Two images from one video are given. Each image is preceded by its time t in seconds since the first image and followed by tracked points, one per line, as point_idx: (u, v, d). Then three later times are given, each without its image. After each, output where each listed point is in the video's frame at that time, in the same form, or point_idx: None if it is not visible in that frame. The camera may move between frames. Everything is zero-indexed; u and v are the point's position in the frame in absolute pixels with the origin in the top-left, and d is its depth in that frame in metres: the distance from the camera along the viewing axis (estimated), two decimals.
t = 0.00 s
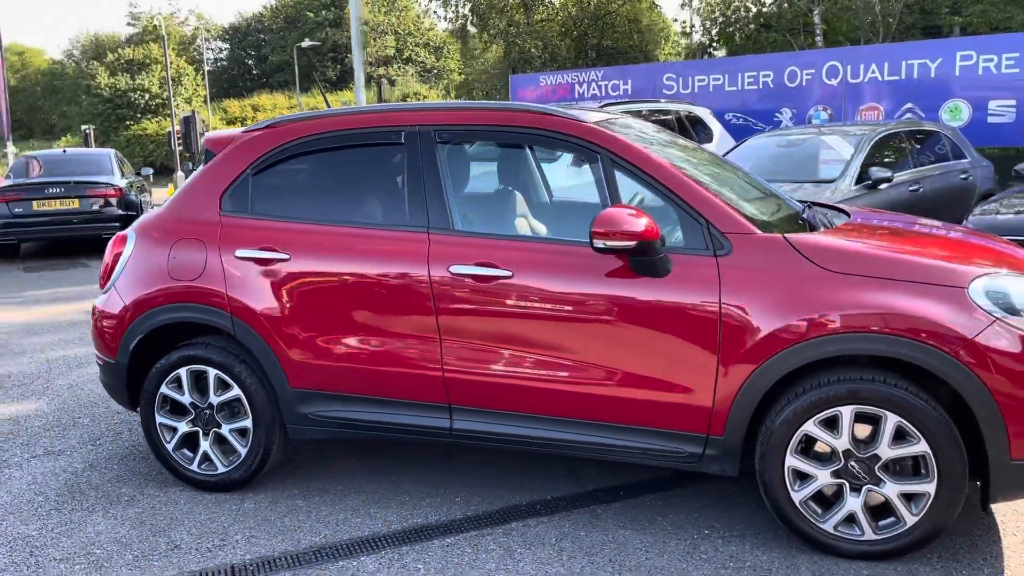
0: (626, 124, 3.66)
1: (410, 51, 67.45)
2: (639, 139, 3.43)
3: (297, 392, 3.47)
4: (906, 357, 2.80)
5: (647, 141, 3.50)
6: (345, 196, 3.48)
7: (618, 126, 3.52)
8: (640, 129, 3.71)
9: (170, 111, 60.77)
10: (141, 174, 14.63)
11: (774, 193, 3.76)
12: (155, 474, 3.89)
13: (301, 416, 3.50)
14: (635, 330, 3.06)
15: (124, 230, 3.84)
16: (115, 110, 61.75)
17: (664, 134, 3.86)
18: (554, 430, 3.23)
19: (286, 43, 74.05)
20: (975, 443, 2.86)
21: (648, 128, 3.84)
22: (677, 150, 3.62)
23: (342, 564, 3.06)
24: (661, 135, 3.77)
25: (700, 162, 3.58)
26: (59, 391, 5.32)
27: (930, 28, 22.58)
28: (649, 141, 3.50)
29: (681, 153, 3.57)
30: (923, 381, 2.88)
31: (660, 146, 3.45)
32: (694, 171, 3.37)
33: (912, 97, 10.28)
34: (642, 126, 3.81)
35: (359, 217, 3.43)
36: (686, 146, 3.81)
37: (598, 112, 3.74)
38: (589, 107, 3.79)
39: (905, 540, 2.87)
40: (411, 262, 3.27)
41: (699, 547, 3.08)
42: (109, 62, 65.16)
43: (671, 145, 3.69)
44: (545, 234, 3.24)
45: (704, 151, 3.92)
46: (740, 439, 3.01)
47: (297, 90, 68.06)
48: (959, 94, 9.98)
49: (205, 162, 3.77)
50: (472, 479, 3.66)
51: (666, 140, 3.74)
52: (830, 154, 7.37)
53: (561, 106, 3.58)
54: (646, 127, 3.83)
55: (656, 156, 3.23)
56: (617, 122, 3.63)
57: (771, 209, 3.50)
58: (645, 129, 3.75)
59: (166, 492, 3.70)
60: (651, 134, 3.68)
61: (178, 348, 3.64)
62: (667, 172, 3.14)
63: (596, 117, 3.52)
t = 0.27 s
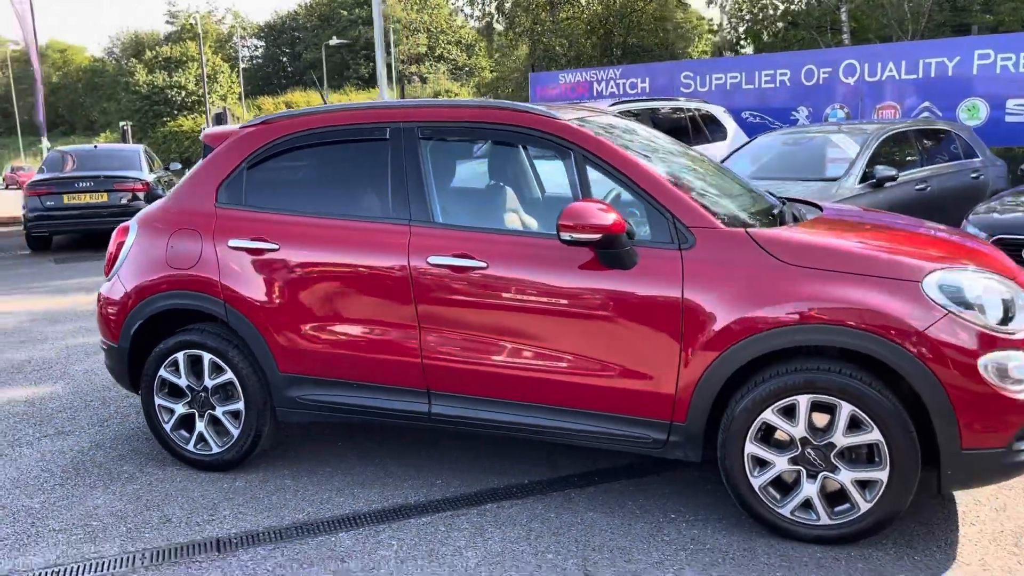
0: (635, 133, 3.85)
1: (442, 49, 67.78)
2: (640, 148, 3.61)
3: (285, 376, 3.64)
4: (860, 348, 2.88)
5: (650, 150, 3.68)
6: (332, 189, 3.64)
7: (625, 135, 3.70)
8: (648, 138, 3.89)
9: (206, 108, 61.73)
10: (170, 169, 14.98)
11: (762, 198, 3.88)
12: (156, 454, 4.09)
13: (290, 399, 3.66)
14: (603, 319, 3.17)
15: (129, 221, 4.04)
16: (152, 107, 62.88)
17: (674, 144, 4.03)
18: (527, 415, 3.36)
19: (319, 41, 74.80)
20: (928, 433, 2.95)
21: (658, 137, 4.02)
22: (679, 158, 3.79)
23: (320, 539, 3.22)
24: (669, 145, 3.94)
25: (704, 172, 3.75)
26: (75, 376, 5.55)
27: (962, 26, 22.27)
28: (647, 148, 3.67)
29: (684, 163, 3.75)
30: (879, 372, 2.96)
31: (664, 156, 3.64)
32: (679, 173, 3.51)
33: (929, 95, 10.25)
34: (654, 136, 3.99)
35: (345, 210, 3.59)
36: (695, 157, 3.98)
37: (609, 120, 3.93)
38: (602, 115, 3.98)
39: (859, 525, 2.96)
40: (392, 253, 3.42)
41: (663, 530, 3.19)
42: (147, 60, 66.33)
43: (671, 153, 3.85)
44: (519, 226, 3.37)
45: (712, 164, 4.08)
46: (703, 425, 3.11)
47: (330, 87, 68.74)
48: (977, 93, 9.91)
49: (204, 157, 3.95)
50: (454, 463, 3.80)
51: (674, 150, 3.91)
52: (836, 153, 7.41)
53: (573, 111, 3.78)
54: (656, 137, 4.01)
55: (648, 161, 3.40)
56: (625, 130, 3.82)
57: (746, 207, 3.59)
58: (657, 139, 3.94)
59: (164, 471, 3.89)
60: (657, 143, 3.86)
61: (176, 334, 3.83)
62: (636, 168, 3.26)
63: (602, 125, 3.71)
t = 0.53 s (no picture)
0: (639, 145, 4.05)
1: (472, 47, 68.11)
2: (640, 159, 3.81)
3: (280, 365, 3.84)
4: (815, 344, 3.01)
5: (652, 163, 3.88)
6: (326, 187, 3.82)
7: (625, 145, 3.92)
8: (654, 150, 4.10)
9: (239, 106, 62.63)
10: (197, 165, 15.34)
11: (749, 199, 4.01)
12: (162, 437, 4.31)
13: (285, 386, 3.86)
14: (575, 313, 3.33)
15: (137, 217, 4.27)
16: (188, 104, 63.95)
17: (678, 157, 4.23)
18: (505, 405, 3.53)
19: (351, 39, 75.44)
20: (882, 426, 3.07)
21: (663, 150, 4.22)
22: (678, 170, 3.98)
23: (307, 518, 3.42)
24: (672, 157, 4.14)
25: (704, 185, 3.94)
26: (94, 364, 5.81)
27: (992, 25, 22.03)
28: (644, 158, 3.86)
29: (685, 175, 3.95)
30: (836, 366, 3.08)
31: (667, 172, 3.85)
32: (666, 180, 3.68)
33: (945, 96, 10.22)
34: (659, 149, 4.21)
35: (336, 207, 3.77)
36: (698, 170, 4.18)
37: (617, 133, 4.14)
38: (611, 126, 4.20)
39: (815, 513, 3.09)
40: (379, 249, 3.60)
41: (632, 515, 3.34)
42: (183, 58, 67.41)
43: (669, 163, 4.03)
44: (498, 223, 3.52)
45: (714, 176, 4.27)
46: (669, 415, 3.26)
47: (361, 85, 69.33)
48: (992, 94, 9.88)
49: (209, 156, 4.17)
50: (440, 451, 3.98)
51: (677, 162, 4.11)
52: (842, 153, 7.48)
53: (584, 122, 4.00)
54: (662, 149, 4.22)
55: (643, 173, 3.60)
56: (630, 143, 4.03)
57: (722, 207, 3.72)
58: (665, 153, 4.15)
59: (169, 453, 4.11)
60: (660, 155, 4.06)
61: (180, 324, 4.05)
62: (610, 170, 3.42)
63: (606, 137, 3.92)
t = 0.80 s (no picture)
0: (646, 150, 4.16)
1: (503, 46, 68.29)
2: (641, 162, 3.92)
3: (276, 352, 3.99)
4: (782, 335, 3.09)
5: (656, 167, 3.99)
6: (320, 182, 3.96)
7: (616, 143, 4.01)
8: (661, 155, 4.21)
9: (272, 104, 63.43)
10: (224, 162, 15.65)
11: (736, 199, 4.08)
12: (167, 421, 4.49)
13: (280, 373, 4.01)
14: (553, 303, 3.43)
15: (145, 210, 4.45)
16: (222, 102, 64.90)
17: (681, 160, 4.33)
18: (488, 392, 3.64)
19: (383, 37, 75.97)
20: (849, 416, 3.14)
21: (670, 155, 4.33)
22: (679, 173, 4.08)
23: (296, 498, 3.56)
24: (676, 161, 4.25)
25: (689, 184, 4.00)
26: (111, 352, 6.03)
27: None
28: (641, 159, 3.96)
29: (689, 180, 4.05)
30: (804, 357, 3.16)
31: (672, 177, 3.95)
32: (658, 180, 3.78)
33: (964, 94, 10.17)
34: (667, 154, 4.29)
35: (330, 200, 3.91)
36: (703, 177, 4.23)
37: (617, 132, 4.24)
38: (618, 129, 4.30)
39: (783, 501, 3.17)
40: (369, 241, 3.74)
41: (607, 500, 3.44)
42: (218, 57, 68.40)
43: (663, 162, 4.13)
44: (482, 216, 3.63)
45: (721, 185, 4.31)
46: (643, 403, 3.35)
47: (392, 83, 69.83)
48: (1011, 92, 9.83)
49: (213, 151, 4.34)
50: (430, 437, 4.10)
51: (681, 167, 4.21)
52: (850, 152, 7.50)
53: (595, 124, 4.12)
54: (667, 153, 4.32)
55: (641, 175, 3.70)
56: (636, 146, 4.14)
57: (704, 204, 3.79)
58: (673, 159, 4.25)
59: (172, 436, 4.29)
60: (663, 159, 4.17)
61: (183, 312, 4.22)
62: (591, 166, 3.51)
63: (612, 140, 4.04)
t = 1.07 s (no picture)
0: (639, 156, 4.28)
1: (532, 46, 68.46)
2: (628, 167, 4.04)
3: (263, 343, 4.14)
4: (737, 330, 3.17)
5: (647, 173, 4.11)
6: (306, 179, 4.10)
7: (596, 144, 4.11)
8: (654, 162, 4.33)
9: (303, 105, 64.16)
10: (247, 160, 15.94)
11: (711, 197, 4.17)
12: (164, 409, 4.67)
13: (268, 363, 4.16)
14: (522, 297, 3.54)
15: (146, 205, 4.63)
16: (255, 103, 65.76)
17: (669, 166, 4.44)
18: (462, 382, 3.76)
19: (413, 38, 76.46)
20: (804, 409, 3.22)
21: (663, 163, 4.44)
22: (667, 178, 4.19)
23: (276, 482, 3.71)
24: (667, 168, 4.36)
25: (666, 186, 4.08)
26: (120, 343, 6.24)
27: None
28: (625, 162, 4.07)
29: (681, 187, 4.18)
30: (761, 351, 3.24)
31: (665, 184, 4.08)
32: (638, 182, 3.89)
33: (977, 95, 10.13)
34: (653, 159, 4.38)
35: (314, 197, 4.05)
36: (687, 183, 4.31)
37: (604, 134, 4.35)
38: (610, 133, 4.43)
39: (738, 490, 3.26)
40: (350, 236, 3.87)
41: (573, 488, 3.55)
42: (251, 58, 69.31)
43: (645, 164, 4.22)
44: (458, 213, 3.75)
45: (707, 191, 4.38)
46: (607, 395, 3.45)
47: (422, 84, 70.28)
48: None
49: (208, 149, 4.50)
50: (412, 426, 4.23)
51: (671, 174, 4.32)
52: (852, 153, 7.53)
53: (586, 129, 4.25)
54: (658, 159, 4.43)
55: (613, 175, 3.80)
56: (629, 152, 4.26)
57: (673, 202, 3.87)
58: (670, 168, 4.38)
59: (167, 423, 4.46)
60: (652, 165, 4.28)
61: (178, 304, 4.39)
62: (560, 164, 3.61)
63: (606, 147, 4.16)
